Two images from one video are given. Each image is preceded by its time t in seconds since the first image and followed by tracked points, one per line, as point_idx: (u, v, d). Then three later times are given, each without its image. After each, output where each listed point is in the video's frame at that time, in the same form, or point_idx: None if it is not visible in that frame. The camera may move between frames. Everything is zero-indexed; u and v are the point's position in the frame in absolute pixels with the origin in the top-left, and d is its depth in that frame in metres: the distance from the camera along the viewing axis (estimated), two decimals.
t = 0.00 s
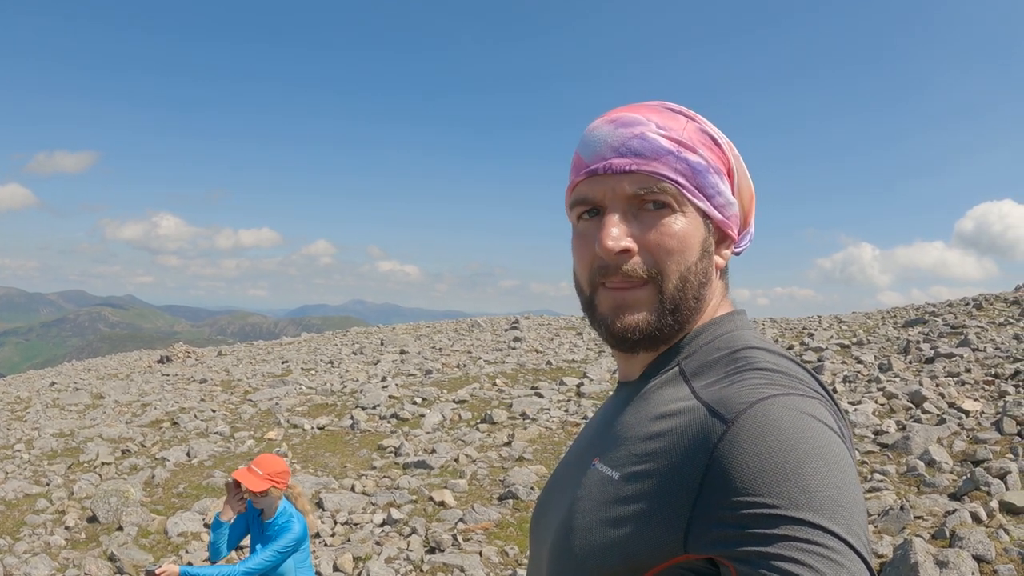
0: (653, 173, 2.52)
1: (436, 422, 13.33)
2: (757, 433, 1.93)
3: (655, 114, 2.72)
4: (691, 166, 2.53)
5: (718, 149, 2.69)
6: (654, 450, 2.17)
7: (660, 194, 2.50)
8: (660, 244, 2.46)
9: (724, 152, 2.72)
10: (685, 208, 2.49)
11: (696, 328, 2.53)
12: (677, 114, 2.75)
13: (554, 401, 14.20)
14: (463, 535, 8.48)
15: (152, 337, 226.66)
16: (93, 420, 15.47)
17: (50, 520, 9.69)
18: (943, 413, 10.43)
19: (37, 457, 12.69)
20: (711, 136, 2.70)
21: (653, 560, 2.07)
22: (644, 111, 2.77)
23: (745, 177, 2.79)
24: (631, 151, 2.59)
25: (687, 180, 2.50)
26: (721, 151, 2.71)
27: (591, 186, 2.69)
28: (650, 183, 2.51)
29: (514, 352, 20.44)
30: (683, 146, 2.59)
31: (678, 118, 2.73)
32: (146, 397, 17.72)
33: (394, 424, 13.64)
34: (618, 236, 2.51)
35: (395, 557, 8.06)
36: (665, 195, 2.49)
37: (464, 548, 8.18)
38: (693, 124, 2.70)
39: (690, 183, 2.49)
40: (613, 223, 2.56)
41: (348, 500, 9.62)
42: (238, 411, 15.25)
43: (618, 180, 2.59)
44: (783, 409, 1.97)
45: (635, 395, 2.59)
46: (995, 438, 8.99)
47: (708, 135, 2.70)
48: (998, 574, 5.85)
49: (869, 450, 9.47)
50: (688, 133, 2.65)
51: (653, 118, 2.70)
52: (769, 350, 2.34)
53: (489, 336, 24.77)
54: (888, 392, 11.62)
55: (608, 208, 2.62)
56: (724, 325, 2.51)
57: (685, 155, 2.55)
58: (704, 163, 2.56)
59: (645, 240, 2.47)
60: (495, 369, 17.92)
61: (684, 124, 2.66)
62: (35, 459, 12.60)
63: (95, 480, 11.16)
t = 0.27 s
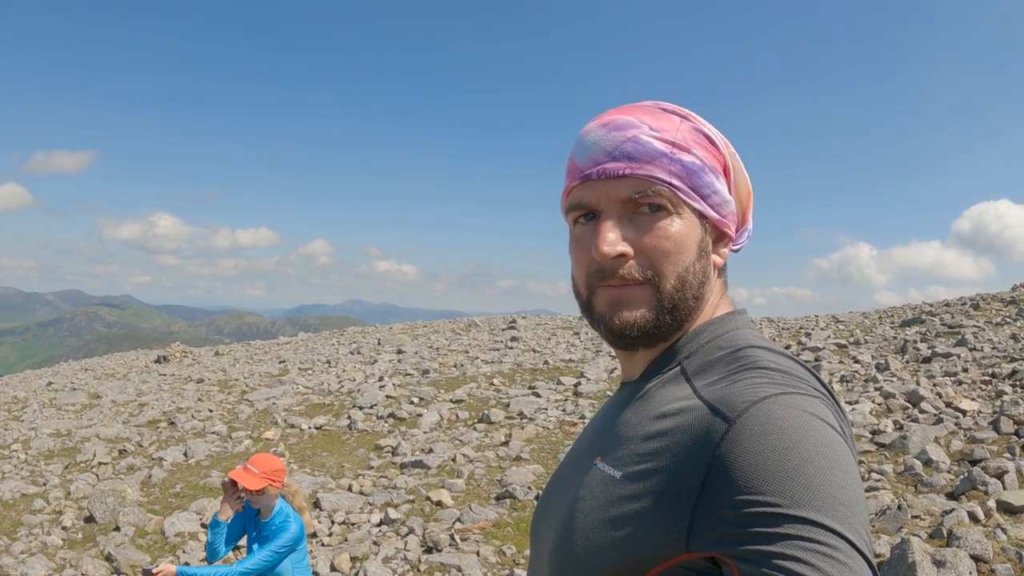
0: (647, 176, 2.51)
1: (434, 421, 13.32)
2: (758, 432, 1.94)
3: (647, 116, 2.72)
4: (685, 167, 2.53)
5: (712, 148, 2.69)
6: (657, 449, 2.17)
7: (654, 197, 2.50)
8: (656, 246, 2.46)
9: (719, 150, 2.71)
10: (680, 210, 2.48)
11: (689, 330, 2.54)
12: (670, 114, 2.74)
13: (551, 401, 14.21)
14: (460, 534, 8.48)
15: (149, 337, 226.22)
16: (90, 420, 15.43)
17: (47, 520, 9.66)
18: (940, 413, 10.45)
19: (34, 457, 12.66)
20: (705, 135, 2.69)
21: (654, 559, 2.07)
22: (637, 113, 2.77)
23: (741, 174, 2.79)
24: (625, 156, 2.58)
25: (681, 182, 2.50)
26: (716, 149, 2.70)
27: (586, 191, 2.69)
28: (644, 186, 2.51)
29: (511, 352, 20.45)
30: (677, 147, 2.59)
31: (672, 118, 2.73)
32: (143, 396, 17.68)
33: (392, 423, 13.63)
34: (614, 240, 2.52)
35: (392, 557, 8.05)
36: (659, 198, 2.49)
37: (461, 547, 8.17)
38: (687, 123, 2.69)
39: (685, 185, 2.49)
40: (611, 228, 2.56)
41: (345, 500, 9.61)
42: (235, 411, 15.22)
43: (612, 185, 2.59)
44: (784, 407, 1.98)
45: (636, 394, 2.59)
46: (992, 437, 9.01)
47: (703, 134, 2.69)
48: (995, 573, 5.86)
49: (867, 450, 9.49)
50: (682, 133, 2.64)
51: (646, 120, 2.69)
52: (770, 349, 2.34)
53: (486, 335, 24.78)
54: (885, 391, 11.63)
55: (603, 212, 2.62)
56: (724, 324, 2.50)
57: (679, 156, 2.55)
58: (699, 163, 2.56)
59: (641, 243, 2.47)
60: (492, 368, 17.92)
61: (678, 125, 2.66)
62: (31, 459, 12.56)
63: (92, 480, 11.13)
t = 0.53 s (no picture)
0: (623, 175, 2.54)
1: (431, 421, 13.32)
2: (759, 433, 1.94)
3: (632, 116, 2.74)
4: (667, 165, 2.53)
5: (701, 144, 2.66)
6: (657, 449, 2.17)
7: (631, 197, 2.52)
8: (631, 245, 2.48)
9: (710, 145, 2.68)
10: (658, 207, 2.48)
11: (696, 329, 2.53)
12: (658, 111, 2.75)
13: (549, 401, 14.22)
14: (457, 534, 8.47)
15: (146, 337, 225.62)
16: (87, 420, 15.39)
17: (44, 520, 9.64)
18: (936, 413, 10.48)
19: (30, 457, 12.63)
20: (692, 131, 2.68)
21: (654, 560, 2.08)
22: (623, 114, 2.79)
23: (738, 169, 2.75)
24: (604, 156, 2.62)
25: (661, 180, 2.50)
26: (705, 144, 2.68)
27: (568, 192, 2.74)
28: (621, 186, 2.54)
29: (508, 352, 20.46)
30: (659, 145, 2.59)
31: (659, 116, 2.73)
32: (140, 396, 17.65)
33: (389, 423, 13.62)
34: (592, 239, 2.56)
35: (389, 557, 8.04)
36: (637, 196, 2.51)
37: (458, 547, 8.17)
38: (673, 121, 2.69)
39: (665, 183, 2.49)
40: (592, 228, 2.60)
41: (342, 500, 9.60)
42: (232, 411, 15.20)
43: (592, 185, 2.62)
44: (786, 409, 1.98)
45: (637, 394, 2.59)
46: (988, 437, 9.05)
47: (690, 130, 2.68)
48: (992, 573, 5.88)
49: (863, 449, 9.52)
50: (666, 131, 2.64)
51: (630, 121, 2.71)
52: (771, 351, 2.34)
53: (483, 335, 24.80)
54: (882, 391, 11.66)
55: (584, 213, 2.67)
56: (723, 325, 2.50)
57: (660, 155, 2.56)
58: (683, 160, 2.55)
59: (618, 242, 2.49)
60: (490, 368, 17.93)
61: (663, 123, 2.66)
62: (28, 459, 12.53)
63: (89, 480, 11.11)
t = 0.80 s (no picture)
0: (577, 178, 2.66)
1: (428, 421, 13.31)
2: (765, 436, 1.94)
3: (602, 119, 2.80)
4: (618, 162, 2.57)
5: (669, 136, 2.60)
6: (661, 450, 2.17)
7: (589, 198, 2.63)
8: (591, 245, 2.60)
9: (680, 136, 2.60)
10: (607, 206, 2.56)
11: (703, 330, 2.50)
12: (629, 111, 2.75)
13: (546, 400, 14.23)
14: (455, 534, 8.47)
15: (143, 337, 225.35)
16: (84, 420, 15.36)
17: (41, 520, 9.61)
18: (934, 412, 10.50)
19: (27, 457, 12.60)
20: (661, 124, 2.63)
21: (658, 562, 2.08)
22: (597, 118, 2.88)
23: (719, 157, 2.58)
24: (564, 162, 2.76)
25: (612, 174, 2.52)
26: (674, 137, 2.60)
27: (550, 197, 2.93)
28: (576, 188, 2.67)
29: (505, 351, 20.48)
30: (615, 144, 2.64)
31: (630, 115, 2.73)
32: (137, 396, 17.61)
33: (386, 423, 13.60)
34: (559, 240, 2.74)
35: (387, 557, 8.03)
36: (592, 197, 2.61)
37: (456, 547, 8.16)
38: (640, 117, 2.67)
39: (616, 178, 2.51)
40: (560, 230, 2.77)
41: (340, 500, 9.58)
42: (229, 411, 15.18)
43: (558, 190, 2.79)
44: (792, 412, 1.98)
45: (638, 393, 2.58)
46: (986, 436, 9.07)
47: (658, 123, 2.63)
48: (990, 573, 5.89)
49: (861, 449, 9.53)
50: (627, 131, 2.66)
51: (597, 124, 2.78)
52: (778, 353, 2.33)
53: (480, 335, 24.81)
54: (879, 391, 11.68)
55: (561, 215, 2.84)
56: (730, 326, 2.46)
57: (614, 153, 2.59)
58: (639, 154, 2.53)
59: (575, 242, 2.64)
60: (487, 368, 17.94)
61: (626, 122, 2.67)
62: (25, 460, 12.51)
63: (86, 480, 11.09)
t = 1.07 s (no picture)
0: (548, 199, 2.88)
1: (426, 421, 13.31)
2: (768, 435, 1.95)
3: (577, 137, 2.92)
4: (568, 182, 2.72)
5: (613, 146, 2.62)
6: (663, 448, 2.18)
7: (557, 216, 2.84)
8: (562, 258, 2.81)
9: (622, 144, 2.59)
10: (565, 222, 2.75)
11: (704, 329, 2.46)
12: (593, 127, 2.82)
13: (544, 400, 14.25)
14: (453, 534, 8.47)
15: (140, 337, 225.09)
16: (81, 420, 15.34)
17: (39, 521, 9.60)
18: (932, 411, 10.52)
19: (25, 458, 12.58)
20: (608, 135, 2.65)
21: (660, 560, 2.08)
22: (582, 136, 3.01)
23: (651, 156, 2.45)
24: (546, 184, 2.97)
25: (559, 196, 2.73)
26: (619, 145, 2.61)
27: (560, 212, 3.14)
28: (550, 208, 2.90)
29: (503, 351, 20.50)
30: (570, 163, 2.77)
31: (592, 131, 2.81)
32: (134, 396, 17.59)
33: (384, 423, 13.60)
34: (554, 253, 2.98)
35: (385, 556, 8.02)
36: (555, 216, 2.84)
37: (454, 547, 8.16)
38: (596, 131, 2.74)
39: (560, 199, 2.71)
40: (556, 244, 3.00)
41: (338, 500, 9.57)
42: (227, 411, 15.16)
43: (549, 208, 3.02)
44: (795, 412, 1.99)
45: (639, 391, 2.58)
46: (983, 435, 9.10)
47: (606, 135, 2.67)
48: (988, 571, 5.91)
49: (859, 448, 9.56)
50: (582, 148, 2.76)
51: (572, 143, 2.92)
52: (781, 353, 2.33)
53: (478, 334, 24.83)
54: (877, 390, 11.70)
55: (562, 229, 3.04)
56: (731, 325, 2.43)
57: (566, 173, 2.75)
58: (579, 172, 2.67)
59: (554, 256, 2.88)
60: (485, 368, 17.96)
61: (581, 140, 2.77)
62: (23, 460, 12.49)
63: (84, 480, 11.07)
